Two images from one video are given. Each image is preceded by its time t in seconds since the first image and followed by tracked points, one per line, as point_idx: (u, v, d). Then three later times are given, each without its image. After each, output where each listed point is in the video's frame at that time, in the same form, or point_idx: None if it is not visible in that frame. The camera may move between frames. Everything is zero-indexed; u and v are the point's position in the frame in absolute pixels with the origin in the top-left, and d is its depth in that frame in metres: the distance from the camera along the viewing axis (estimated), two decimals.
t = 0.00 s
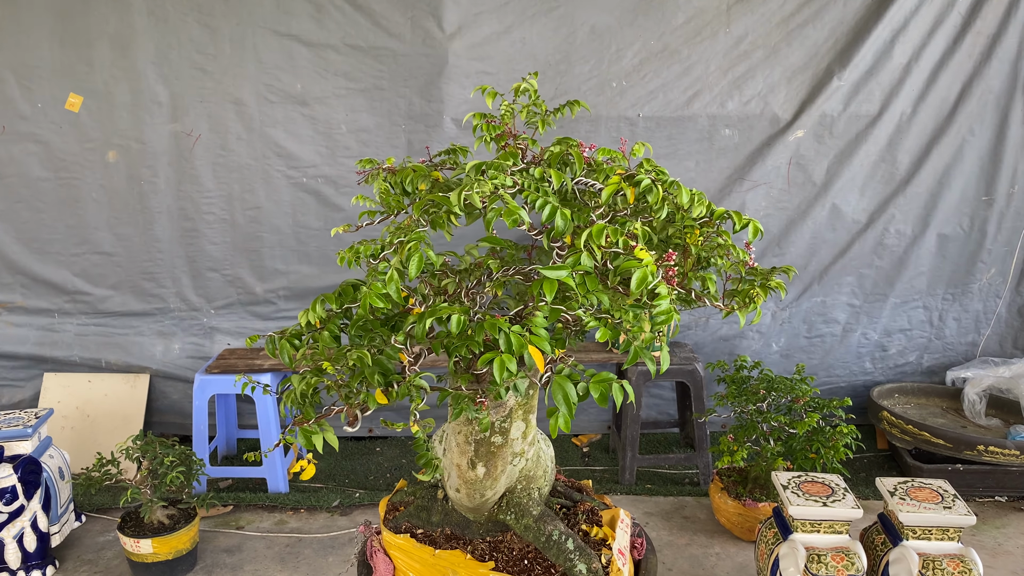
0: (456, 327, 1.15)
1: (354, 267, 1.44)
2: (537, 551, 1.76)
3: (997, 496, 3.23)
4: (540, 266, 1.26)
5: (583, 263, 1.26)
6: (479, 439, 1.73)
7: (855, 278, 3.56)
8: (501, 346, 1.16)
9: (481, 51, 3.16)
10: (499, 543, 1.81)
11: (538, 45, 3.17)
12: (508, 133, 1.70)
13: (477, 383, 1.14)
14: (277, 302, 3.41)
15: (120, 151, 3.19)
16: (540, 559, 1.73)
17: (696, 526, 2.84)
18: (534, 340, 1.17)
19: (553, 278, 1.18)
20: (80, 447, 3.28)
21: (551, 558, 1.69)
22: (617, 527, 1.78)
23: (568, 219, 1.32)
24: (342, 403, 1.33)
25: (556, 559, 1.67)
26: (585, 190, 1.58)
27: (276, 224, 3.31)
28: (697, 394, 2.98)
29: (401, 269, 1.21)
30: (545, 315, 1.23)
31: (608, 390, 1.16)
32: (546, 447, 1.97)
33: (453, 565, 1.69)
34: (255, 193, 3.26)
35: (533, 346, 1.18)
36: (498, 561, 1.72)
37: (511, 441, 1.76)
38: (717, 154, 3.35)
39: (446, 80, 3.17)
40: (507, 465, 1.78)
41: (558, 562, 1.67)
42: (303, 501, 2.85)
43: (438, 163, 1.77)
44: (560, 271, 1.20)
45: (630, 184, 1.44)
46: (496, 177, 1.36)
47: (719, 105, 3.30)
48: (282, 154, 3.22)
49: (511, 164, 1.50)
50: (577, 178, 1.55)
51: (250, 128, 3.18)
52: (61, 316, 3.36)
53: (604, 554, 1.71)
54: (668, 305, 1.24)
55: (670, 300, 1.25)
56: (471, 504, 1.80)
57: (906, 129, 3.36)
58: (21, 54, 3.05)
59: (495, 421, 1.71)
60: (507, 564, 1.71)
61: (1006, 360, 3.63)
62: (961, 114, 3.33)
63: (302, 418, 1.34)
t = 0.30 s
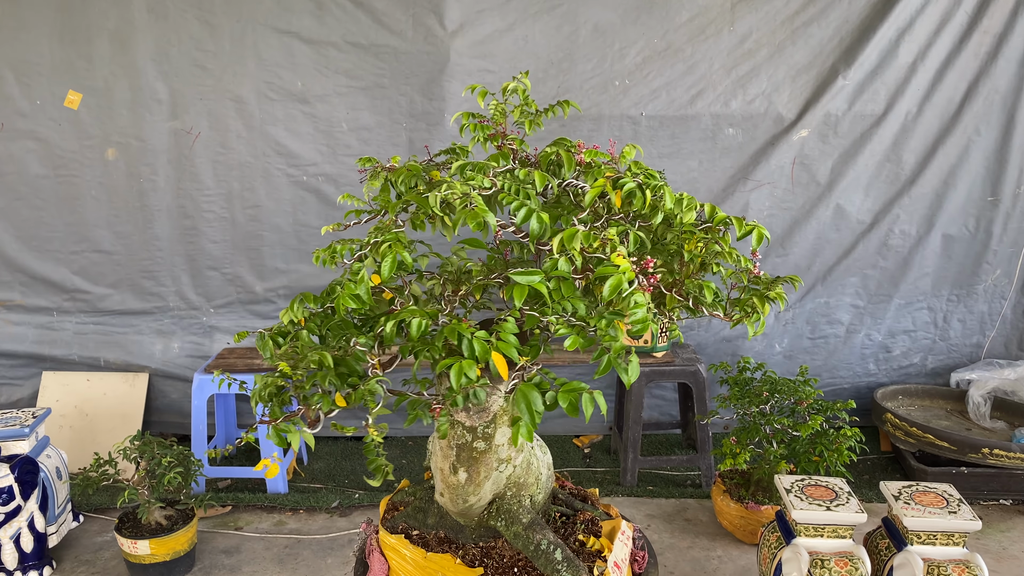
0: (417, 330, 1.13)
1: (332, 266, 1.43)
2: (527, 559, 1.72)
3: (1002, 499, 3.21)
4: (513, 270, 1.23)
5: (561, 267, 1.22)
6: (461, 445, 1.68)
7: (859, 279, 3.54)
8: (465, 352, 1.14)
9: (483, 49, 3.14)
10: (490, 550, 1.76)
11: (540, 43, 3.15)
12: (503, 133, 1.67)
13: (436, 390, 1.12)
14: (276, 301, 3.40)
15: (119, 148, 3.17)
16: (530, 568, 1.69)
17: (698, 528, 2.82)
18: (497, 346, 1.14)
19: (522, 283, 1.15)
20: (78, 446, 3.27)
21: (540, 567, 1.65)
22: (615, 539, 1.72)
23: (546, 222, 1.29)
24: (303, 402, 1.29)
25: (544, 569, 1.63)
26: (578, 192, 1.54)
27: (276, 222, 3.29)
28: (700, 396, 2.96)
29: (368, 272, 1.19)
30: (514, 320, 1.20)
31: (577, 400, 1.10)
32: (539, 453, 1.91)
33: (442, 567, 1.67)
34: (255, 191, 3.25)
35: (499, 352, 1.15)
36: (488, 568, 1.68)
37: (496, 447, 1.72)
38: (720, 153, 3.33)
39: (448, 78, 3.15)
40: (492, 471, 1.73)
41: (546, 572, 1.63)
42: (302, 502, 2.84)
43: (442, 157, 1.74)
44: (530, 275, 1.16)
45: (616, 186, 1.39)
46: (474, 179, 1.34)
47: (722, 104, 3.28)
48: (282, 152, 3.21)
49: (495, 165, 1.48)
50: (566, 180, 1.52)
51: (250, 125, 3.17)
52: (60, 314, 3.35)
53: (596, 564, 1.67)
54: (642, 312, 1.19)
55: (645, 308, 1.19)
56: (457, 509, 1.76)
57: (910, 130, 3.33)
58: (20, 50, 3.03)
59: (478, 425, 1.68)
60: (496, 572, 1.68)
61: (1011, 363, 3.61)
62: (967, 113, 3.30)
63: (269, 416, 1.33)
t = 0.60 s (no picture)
0: (383, 330, 1.12)
1: (315, 262, 1.44)
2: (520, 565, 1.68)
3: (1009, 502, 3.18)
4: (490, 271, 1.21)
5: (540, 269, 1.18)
6: (446, 445, 1.65)
7: (865, 279, 3.51)
8: (434, 355, 1.13)
9: (487, 47, 3.12)
10: (486, 553, 1.75)
11: (544, 40, 3.13)
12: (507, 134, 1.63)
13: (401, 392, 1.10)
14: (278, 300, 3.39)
15: (121, 145, 3.16)
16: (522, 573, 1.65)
17: (702, 530, 2.80)
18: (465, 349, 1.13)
19: (496, 284, 1.12)
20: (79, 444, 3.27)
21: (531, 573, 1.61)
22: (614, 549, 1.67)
23: (527, 224, 1.29)
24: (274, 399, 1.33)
25: None
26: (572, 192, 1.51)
27: (279, 220, 3.28)
28: (704, 397, 2.94)
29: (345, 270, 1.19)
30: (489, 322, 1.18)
31: (548, 407, 1.09)
32: (536, 456, 1.87)
33: (436, 569, 1.65)
34: (257, 189, 3.24)
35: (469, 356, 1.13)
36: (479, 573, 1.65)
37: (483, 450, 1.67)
38: (726, 152, 3.30)
39: (451, 75, 3.13)
40: (480, 474, 1.68)
41: None
42: (304, 501, 2.83)
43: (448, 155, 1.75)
44: (506, 277, 1.14)
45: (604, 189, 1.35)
46: (455, 178, 1.34)
47: (728, 103, 3.25)
48: (285, 150, 3.19)
49: (484, 164, 1.45)
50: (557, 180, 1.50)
51: (253, 123, 3.15)
52: (62, 312, 3.34)
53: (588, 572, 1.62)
54: (618, 318, 1.12)
55: (621, 314, 1.13)
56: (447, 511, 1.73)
57: (918, 129, 3.30)
58: (21, 46, 3.02)
59: (465, 426, 1.65)
60: None
61: (1018, 364, 3.58)
62: (975, 113, 3.27)
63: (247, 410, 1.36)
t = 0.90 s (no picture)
0: (360, 328, 1.10)
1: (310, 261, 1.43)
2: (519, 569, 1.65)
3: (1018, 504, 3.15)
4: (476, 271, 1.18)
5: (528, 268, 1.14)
6: (440, 445, 1.64)
7: (872, 279, 3.48)
8: (414, 355, 1.10)
9: (493, 44, 3.11)
10: (486, 555, 1.73)
11: (550, 38, 3.12)
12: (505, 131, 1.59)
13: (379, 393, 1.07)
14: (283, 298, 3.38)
15: (125, 143, 3.16)
16: None
17: (708, 531, 2.78)
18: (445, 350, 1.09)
19: (480, 284, 1.09)
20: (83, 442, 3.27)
21: None
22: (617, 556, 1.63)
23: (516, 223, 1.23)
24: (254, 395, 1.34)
25: None
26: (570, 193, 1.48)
27: (283, 218, 3.27)
28: (710, 397, 2.92)
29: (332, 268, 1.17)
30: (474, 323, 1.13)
31: (530, 411, 1.07)
32: (537, 459, 1.84)
33: (437, 570, 1.64)
34: (262, 187, 3.23)
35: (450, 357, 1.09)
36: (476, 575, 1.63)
37: (478, 451, 1.64)
38: (733, 150, 3.28)
39: (456, 73, 3.12)
40: (476, 476, 1.65)
41: None
42: (307, 501, 2.82)
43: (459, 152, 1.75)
44: (491, 277, 1.10)
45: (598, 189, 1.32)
46: (445, 177, 1.33)
47: (735, 101, 3.23)
48: (290, 148, 3.19)
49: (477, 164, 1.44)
50: (554, 180, 1.47)
51: (257, 120, 3.14)
52: (66, 310, 3.34)
53: None
54: (605, 322, 1.08)
55: (608, 319, 1.08)
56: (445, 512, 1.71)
57: (926, 128, 3.27)
58: (26, 43, 3.01)
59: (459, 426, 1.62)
60: None
61: None
62: (984, 112, 3.24)
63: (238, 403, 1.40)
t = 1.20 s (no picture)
0: (346, 329, 1.09)
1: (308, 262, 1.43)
2: None
3: None
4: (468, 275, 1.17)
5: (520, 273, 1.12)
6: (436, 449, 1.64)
7: (880, 281, 3.45)
8: (400, 359, 1.09)
9: (498, 43, 3.09)
10: (487, 561, 1.69)
11: (556, 37, 3.09)
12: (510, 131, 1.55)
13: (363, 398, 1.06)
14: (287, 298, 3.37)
15: (129, 142, 3.15)
16: None
17: (714, 535, 2.75)
18: (432, 355, 1.07)
19: (470, 289, 1.08)
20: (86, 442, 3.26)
21: None
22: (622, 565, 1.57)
23: (508, 226, 1.22)
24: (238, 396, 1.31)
25: None
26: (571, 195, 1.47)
27: (288, 218, 3.26)
28: (717, 399, 2.89)
29: (326, 269, 1.16)
30: (463, 328, 1.11)
31: (517, 419, 1.05)
32: (539, 466, 1.80)
33: None
34: (266, 186, 3.22)
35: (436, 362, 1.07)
36: None
37: (475, 457, 1.61)
38: (740, 150, 3.25)
39: (462, 72, 3.10)
40: (472, 481, 1.63)
41: None
42: (311, 503, 2.80)
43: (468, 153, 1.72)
44: (481, 281, 1.08)
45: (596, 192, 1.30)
46: (440, 178, 1.32)
47: (742, 101, 3.20)
48: (294, 147, 3.17)
49: (476, 165, 1.42)
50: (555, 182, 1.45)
51: (262, 119, 3.13)
52: (69, 310, 3.33)
53: None
54: (595, 330, 1.07)
55: (599, 326, 1.08)
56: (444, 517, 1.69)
57: (936, 128, 3.23)
58: (30, 42, 3.01)
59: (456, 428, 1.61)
60: None
61: None
62: (995, 112, 3.20)
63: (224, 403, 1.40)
